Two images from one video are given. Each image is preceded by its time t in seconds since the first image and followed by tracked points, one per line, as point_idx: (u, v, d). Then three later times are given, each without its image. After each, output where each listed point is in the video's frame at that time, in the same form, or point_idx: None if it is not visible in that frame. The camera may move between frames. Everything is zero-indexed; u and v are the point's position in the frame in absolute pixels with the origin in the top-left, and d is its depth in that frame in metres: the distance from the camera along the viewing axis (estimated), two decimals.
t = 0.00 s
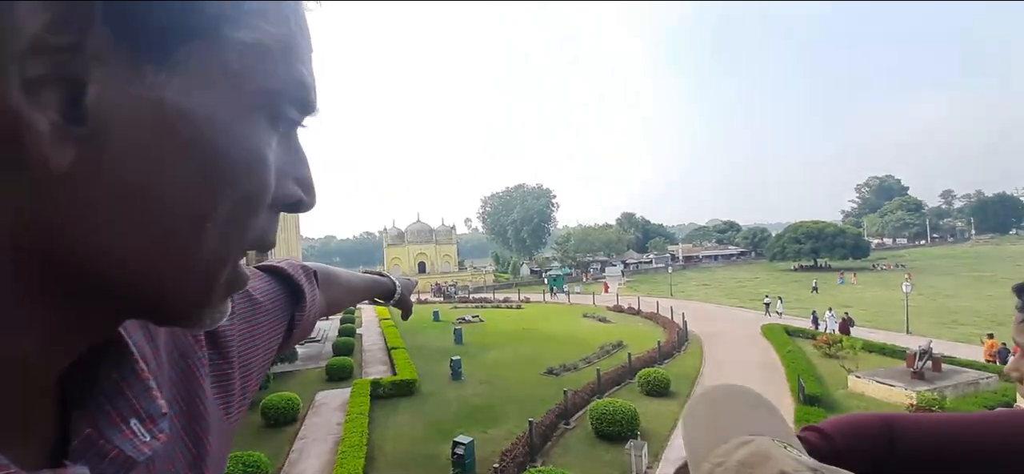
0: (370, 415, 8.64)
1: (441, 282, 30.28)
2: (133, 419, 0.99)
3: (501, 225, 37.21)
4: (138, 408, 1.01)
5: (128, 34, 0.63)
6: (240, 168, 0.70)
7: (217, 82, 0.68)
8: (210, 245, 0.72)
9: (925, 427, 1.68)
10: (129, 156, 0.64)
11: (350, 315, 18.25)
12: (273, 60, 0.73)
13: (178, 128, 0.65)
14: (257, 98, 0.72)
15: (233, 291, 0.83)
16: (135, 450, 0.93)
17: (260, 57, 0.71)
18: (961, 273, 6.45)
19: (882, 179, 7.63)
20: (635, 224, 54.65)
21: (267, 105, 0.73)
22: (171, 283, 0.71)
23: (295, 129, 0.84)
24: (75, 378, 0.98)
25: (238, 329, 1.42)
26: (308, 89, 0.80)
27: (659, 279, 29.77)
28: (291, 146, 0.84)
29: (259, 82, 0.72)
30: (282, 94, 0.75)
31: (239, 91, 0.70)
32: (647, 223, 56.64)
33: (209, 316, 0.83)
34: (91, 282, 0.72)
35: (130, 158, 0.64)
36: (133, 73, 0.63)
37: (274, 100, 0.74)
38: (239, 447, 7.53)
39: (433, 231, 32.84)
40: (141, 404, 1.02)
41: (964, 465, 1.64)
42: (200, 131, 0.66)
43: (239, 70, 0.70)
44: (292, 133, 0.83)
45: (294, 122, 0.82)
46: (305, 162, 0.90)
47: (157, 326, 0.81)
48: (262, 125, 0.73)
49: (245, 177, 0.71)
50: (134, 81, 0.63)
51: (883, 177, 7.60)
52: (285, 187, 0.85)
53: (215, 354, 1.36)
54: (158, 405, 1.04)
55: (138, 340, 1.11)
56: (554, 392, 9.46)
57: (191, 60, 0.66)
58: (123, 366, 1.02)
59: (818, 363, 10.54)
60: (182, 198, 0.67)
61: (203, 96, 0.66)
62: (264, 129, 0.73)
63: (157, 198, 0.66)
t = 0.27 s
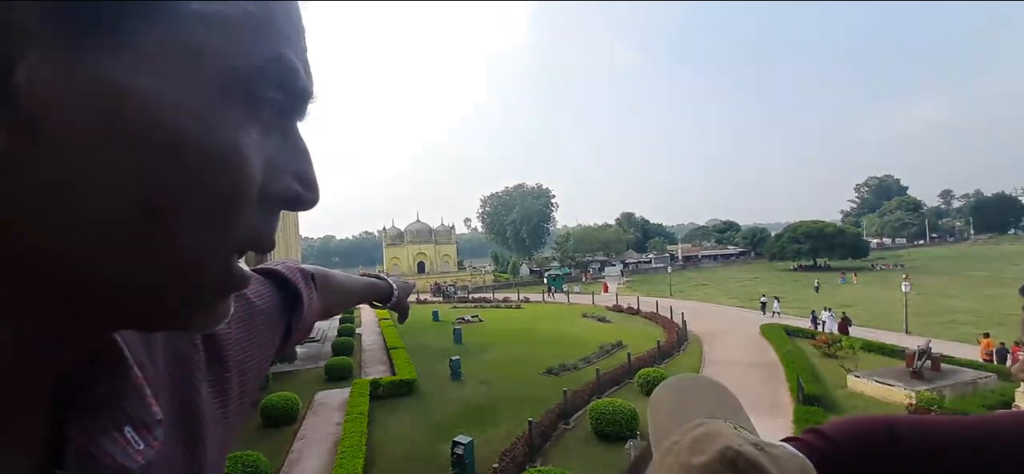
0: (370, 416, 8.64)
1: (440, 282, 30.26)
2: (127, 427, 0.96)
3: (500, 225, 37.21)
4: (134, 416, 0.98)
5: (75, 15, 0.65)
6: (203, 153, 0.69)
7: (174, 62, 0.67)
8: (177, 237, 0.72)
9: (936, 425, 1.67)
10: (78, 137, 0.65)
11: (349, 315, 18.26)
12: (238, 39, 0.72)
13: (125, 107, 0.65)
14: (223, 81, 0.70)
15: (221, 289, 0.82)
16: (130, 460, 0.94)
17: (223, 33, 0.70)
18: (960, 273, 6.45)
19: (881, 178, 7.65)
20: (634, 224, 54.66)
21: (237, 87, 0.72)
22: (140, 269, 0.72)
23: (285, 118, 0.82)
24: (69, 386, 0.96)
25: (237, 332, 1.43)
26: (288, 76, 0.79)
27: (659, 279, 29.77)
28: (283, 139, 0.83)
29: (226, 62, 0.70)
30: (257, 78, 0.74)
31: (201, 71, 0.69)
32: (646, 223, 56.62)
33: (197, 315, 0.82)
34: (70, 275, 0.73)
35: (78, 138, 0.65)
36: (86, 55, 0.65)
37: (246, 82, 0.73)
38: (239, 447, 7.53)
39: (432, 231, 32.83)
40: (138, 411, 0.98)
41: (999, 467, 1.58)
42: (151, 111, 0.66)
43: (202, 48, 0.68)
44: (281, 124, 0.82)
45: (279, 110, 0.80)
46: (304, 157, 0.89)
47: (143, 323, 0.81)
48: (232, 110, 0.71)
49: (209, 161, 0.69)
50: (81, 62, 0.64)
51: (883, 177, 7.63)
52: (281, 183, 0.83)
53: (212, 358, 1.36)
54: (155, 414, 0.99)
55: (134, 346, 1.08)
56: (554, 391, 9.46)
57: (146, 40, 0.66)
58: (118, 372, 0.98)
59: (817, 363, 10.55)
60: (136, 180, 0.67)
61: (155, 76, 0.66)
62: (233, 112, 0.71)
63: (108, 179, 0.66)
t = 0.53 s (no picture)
0: (369, 415, 8.63)
1: (440, 281, 30.28)
2: (107, 435, 1.00)
3: (500, 224, 37.23)
4: (113, 422, 1.01)
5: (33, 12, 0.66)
6: (165, 145, 0.67)
7: (131, 50, 0.65)
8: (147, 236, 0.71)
9: (940, 429, 1.65)
10: (45, 131, 0.67)
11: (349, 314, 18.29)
12: (199, 21, 0.65)
13: (85, 100, 0.66)
14: (187, 70, 0.67)
15: (205, 290, 0.81)
16: (106, 467, 0.96)
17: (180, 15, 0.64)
18: (960, 273, 6.45)
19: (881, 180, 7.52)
20: (633, 224, 54.71)
21: (203, 77, 0.68)
22: (114, 269, 0.73)
23: (265, 109, 0.78)
24: (52, 391, 1.00)
25: (229, 337, 1.43)
26: (265, 63, 0.73)
27: (659, 279, 29.76)
28: (265, 132, 0.79)
29: (189, 48, 0.66)
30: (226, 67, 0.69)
31: (161, 60, 0.66)
32: (646, 223, 56.61)
33: (183, 314, 0.81)
34: (54, 276, 0.74)
35: (43, 135, 0.67)
36: (48, 49, 0.66)
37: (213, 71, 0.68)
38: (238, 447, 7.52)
39: (432, 230, 32.86)
40: (115, 418, 1.01)
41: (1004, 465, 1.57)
42: (109, 101, 0.65)
43: (161, 34, 0.65)
44: (261, 116, 0.77)
45: (256, 101, 0.76)
46: (288, 151, 0.84)
47: (133, 324, 0.81)
48: (197, 101, 0.68)
49: (170, 154, 0.67)
50: (45, 59, 0.66)
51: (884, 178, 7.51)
52: (264, 179, 0.79)
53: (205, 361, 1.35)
54: (134, 421, 1.02)
55: (117, 351, 1.12)
56: (553, 391, 9.46)
57: (101, 30, 0.64)
58: (99, 379, 1.02)
59: (817, 363, 10.54)
60: (101, 175, 0.67)
61: (112, 65, 0.65)
62: (199, 104, 0.68)
63: (71, 172, 0.67)
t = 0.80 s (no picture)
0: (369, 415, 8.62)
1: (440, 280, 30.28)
2: (89, 436, 0.98)
3: (500, 224, 37.23)
4: (98, 424, 1.00)
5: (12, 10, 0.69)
6: (136, 135, 0.67)
7: (102, 40, 0.67)
8: (123, 230, 0.72)
9: (940, 431, 1.65)
10: (20, 126, 0.68)
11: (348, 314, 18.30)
12: (171, 8, 0.66)
13: (58, 92, 0.67)
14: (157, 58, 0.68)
15: (187, 285, 0.81)
16: (85, 468, 0.94)
17: (145, 4, 0.65)
18: (961, 273, 6.44)
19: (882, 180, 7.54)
20: (633, 224, 54.72)
21: (176, 65, 0.69)
22: (96, 265, 0.74)
23: (243, 98, 0.79)
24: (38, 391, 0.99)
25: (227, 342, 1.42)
26: (241, 49, 0.74)
27: (659, 279, 29.75)
28: (247, 121, 0.80)
29: (159, 36, 0.67)
30: (200, 53, 0.70)
31: (130, 50, 0.67)
32: (646, 223, 56.61)
33: (160, 309, 0.81)
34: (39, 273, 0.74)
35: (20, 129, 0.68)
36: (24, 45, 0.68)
37: (186, 60, 0.69)
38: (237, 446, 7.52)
39: (431, 230, 32.87)
40: (99, 420, 1.00)
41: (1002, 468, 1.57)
42: (80, 92, 0.67)
43: (130, 25, 0.67)
44: (240, 106, 0.79)
45: (233, 90, 0.77)
46: (271, 142, 0.85)
47: (117, 322, 0.81)
48: (169, 88, 0.69)
49: (142, 143, 0.68)
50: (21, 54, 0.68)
51: (884, 177, 7.53)
52: (250, 170, 0.80)
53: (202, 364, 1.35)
54: (117, 422, 1.01)
55: (110, 352, 1.11)
56: (553, 391, 9.46)
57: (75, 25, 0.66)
58: (87, 379, 1.02)
59: (817, 363, 10.53)
60: (77, 167, 0.68)
61: (86, 56, 0.66)
62: (170, 93, 0.69)
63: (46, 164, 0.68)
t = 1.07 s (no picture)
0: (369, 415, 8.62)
1: (441, 280, 30.32)
2: (79, 427, 0.92)
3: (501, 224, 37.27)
4: (86, 415, 0.93)
5: None
6: (96, 120, 0.72)
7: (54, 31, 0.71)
8: (93, 214, 0.76)
9: (939, 433, 1.61)
10: None
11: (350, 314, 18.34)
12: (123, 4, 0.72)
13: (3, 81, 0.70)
14: (107, 49, 0.73)
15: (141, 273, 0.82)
16: (71, 462, 0.88)
17: None
18: (962, 274, 6.42)
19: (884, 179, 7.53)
20: (635, 224, 54.67)
21: (131, 52, 0.74)
22: (71, 252, 0.77)
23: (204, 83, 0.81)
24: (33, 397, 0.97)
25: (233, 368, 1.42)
26: (188, 31, 0.77)
27: (660, 279, 29.68)
28: (209, 108, 0.81)
29: (116, 30, 0.73)
30: (152, 39, 0.75)
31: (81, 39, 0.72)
32: (648, 222, 56.49)
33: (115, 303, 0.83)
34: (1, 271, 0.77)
35: None
36: None
37: (141, 50, 0.74)
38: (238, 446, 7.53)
39: (433, 230, 32.92)
40: (88, 412, 0.94)
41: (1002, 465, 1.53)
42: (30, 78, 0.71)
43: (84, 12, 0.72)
44: (198, 93, 0.80)
45: (190, 74, 0.79)
46: (239, 131, 0.87)
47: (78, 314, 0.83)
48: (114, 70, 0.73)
49: (102, 127, 0.72)
50: None
51: (885, 177, 7.51)
52: (214, 157, 0.81)
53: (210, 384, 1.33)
54: (107, 412, 0.95)
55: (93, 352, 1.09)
56: (554, 391, 9.46)
57: (35, 23, 0.71)
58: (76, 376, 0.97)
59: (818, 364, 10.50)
60: (29, 151, 0.72)
61: (47, 49, 0.71)
62: (115, 77, 0.73)
63: None
